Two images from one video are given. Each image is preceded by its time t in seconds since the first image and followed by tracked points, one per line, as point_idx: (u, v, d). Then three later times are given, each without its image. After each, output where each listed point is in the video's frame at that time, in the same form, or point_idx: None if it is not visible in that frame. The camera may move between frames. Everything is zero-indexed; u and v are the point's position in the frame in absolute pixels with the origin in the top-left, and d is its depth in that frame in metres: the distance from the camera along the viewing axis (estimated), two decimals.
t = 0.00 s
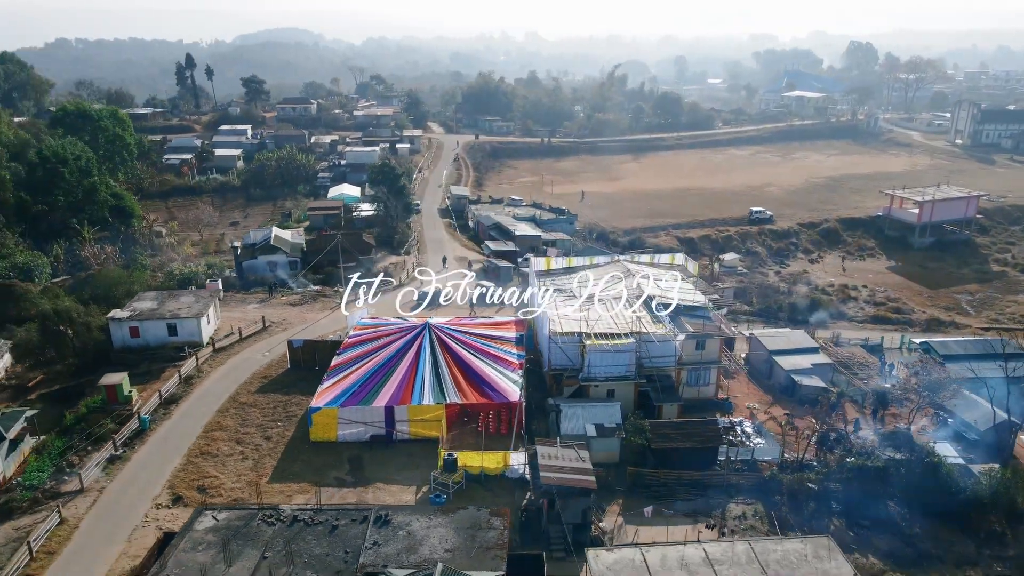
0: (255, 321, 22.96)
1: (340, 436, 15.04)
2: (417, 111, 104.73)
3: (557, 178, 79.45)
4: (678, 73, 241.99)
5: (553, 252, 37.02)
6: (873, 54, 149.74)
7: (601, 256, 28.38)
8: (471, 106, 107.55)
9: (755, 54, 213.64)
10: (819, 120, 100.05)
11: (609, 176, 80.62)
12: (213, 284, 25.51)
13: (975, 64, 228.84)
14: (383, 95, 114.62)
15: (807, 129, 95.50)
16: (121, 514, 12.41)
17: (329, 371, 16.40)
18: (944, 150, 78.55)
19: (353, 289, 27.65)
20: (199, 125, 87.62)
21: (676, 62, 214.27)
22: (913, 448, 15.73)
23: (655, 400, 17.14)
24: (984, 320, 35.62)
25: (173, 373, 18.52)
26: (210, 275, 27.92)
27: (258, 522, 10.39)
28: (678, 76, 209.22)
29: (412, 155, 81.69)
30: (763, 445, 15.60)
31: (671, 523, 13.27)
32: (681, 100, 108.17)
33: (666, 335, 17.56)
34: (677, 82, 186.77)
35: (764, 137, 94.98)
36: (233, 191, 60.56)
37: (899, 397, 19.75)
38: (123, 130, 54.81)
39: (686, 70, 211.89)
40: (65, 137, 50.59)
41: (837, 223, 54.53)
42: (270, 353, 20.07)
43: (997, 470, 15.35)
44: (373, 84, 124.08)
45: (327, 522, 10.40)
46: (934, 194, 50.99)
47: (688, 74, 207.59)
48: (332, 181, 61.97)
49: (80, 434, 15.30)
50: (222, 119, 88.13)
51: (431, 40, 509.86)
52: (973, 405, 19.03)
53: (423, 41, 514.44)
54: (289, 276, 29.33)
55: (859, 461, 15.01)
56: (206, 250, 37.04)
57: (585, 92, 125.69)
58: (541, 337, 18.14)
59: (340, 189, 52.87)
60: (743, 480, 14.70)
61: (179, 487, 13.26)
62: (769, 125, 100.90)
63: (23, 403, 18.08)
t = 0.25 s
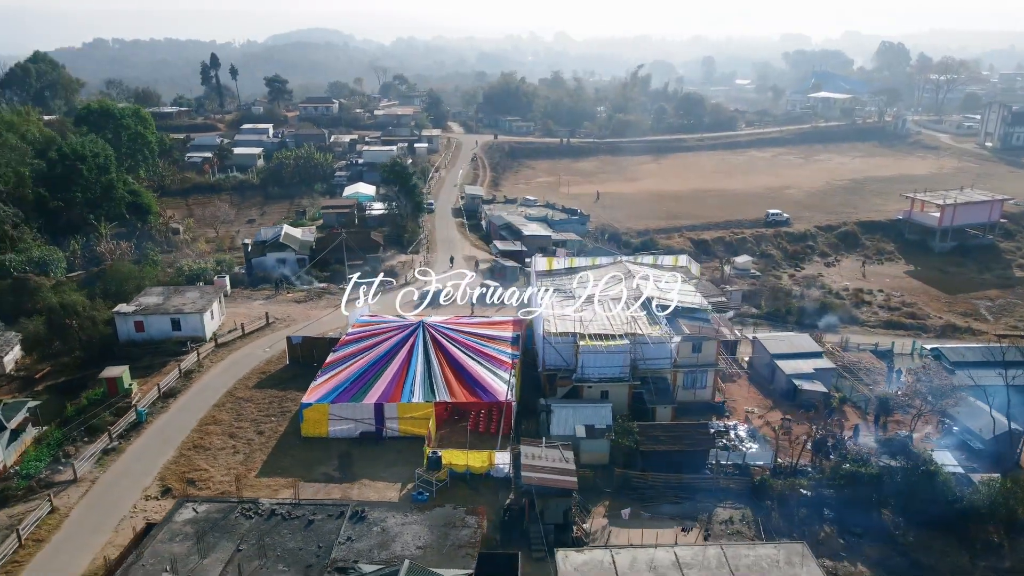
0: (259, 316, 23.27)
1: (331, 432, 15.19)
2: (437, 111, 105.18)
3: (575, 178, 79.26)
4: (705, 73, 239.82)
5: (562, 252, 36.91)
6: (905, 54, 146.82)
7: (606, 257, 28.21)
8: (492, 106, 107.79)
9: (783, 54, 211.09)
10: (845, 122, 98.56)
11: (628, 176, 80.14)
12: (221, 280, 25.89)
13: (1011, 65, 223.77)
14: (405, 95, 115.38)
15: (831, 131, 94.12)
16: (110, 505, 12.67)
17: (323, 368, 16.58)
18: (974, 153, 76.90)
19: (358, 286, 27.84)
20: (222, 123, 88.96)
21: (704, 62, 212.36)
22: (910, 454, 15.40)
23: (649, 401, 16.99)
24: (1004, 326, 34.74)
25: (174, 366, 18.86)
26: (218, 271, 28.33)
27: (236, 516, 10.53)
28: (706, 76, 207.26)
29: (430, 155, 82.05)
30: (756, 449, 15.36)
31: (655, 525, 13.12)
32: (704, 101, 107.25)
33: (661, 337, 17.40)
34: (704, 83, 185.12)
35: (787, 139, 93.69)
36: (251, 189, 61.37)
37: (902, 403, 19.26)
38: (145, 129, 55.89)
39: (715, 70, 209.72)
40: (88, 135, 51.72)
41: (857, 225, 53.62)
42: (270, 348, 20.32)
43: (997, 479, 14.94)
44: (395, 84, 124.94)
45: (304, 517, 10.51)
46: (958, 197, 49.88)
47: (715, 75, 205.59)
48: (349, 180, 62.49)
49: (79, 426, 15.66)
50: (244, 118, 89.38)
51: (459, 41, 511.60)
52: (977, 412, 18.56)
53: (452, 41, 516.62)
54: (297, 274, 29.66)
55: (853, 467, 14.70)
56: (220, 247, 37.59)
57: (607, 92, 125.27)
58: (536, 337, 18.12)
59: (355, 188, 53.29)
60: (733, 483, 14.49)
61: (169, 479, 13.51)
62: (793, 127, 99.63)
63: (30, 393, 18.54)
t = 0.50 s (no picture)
0: (265, 312, 23.61)
1: (321, 427, 15.36)
2: (460, 110, 105.60)
3: (595, 179, 78.90)
4: (736, 73, 237.13)
5: (574, 253, 36.77)
6: (942, 54, 143.40)
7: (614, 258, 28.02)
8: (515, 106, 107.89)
9: (817, 55, 207.68)
10: (876, 124, 96.58)
11: (649, 178, 79.57)
12: (230, 276, 26.31)
13: None
14: (429, 95, 116.09)
15: (860, 133, 92.31)
16: (99, 494, 12.99)
17: (317, 364, 16.76)
18: (1009, 157, 74.76)
19: (365, 284, 28.07)
20: (248, 122, 90.41)
21: (735, 63, 209.87)
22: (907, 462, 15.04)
23: (642, 403, 16.83)
24: None
25: (176, 359, 19.25)
26: (229, 267, 28.79)
27: (213, 507, 10.72)
28: (737, 77, 204.96)
29: (451, 154, 82.34)
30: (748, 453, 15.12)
31: (638, 529, 13.01)
32: (730, 102, 105.97)
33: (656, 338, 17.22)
34: (734, 83, 183.03)
35: (814, 140, 92.20)
36: (273, 187, 62.25)
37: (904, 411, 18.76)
38: (169, 127, 57.07)
39: (746, 70, 207.22)
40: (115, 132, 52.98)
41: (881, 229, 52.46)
42: (272, 343, 20.62)
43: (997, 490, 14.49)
44: (420, 84, 125.73)
45: (278, 510, 10.66)
46: (987, 201, 48.52)
47: (746, 75, 203.16)
48: (369, 178, 63.03)
49: (79, 416, 16.08)
50: (270, 117, 90.74)
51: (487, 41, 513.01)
52: (985, 420, 18.00)
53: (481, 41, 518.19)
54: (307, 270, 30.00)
55: (845, 474, 14.38)
56: (236, 243, 38.23)
57: (632, 93, 124.48)
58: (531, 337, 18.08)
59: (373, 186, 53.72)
60: (721, 488, 14.31)
61: (159, 470, 13.82)
62: (821, 129, 97.91)
63: (37, 383, 19.06)
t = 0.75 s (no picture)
0: (270, 308, 23.90)
1: (314, 422, 15.52)
2: (480, 110, 105.75)
3: (614, 180, 78.51)
4: (765, 74, 234.35)
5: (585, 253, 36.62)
6: (976, 55, 140.06)
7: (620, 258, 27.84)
8: (536, 107, 107.90)
9: (849, 56, 204.25)
10: (904, 125, 94.69)
11: (668, 179, 78.98)
12: (238, 272, 26.68)
13: None
14: (451, 94, 116.63)
15: (888, 135, 90.60)
16: (93, 483, 13.29)
17: (313, 360, 16.93)
18: None
19: (372, 282, 28.24)
20: (272, 121, 91.66)
21: (763, 64, 207.35)
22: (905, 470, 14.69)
23: (636, 405, 16.69)
24: None
25: (179, 354, 19.60)
26: (238, 264, 29.18)
27: (195, 498, 10.88)
28: (765, 78, 202.27)
29: (470, 154, 82.56)
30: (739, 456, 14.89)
31: (622, 531, 12.90)
32: (754, 102, 104.73)
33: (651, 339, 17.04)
34: (762, 84, 180.78)
35: (839, 142, 90.65)
36: (291, 185, 62.93)
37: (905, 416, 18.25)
38: (191, 126, 58.07)
39: (775, 71, 204.47)
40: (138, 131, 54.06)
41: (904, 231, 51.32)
42: (274, 339, 20.89)
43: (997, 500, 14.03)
44: (442, 84, 126.35)
45: (257, 503, 10.79)
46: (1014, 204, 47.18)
47: (775, 76, 200.42)
48: (386, 177, 63.45)
49: (80, 408, 16.46)
50: (292, 116, 91.87)
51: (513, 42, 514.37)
52: (993, 430, 17.48)
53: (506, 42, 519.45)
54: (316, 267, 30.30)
55: (838, 481, 14.01)
56: (250, 240, 38.79)
57: (655, 93, 123.70)
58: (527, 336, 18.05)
59: (389, 185, 54.07)
60: (709, 491, 14.12)
61: (152, 461, 14.08)
62: (847, 130, 96.29)
63: (46, 375, 19.54)
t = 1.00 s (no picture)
0: (274, 305, 24.21)
1: (304, 417, 15.71)
2: (503, 110, 105.88)
3: (634, 180, 77.97)
4: (798, 75, 230.68)
5: (595, 253, 36.38)
6: (1016, 55, 136.14)
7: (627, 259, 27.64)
8: (559, 107, 107.67)
9: (885, 57, 199.99)
10: (936, 128, 92.47)
11: (690, 180, 78.21)
12: (246, 268, 27.09)
13: None
14: (474, 95, 116.95)
15: (918, 137, 88.56)
16: (85, 472, 13.63)
17: (307, 356, 17.14)
18: None
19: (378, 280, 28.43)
20: (297, 120, 92.83)
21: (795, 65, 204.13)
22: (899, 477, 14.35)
23: (627, 407, 16.55)
24: None
25: (181, 347, 19.98)
26: (247, 260, 29.59)
27: (174, 489, 11.08)
28: (797, 79, 198.94)
29: (490, 154, 82.66)
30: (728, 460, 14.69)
31: (603, 532, 12.80)
32: (780, 103, 103.19)
33: (644, 341, 16.90)
34: (794, 85, 177.81)
35: (867, 145, 88.74)
36: (311, 183, 63.66)
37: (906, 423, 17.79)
38: (214, 124, 59.10)
39: (807, 72, 200.96)
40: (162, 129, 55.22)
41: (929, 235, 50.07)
42: (275, 334, 21.18)
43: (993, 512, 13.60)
44: (466, 85, 126.76)
45: (234, 495, 10.96)
46: None
47: (807, 77, 196.93)
48: (405, 176, 63.82)
49: (81, 399, 16.89)
50: (316, 114, 92.98)
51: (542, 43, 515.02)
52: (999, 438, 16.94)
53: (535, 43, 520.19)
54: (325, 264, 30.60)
55: (826, 487, 13.72)
56: (265, 237, 39.35)
57: (680, 94, 122.62)
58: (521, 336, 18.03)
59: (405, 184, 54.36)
60: (695, 494, 13.94)
61: (144, 452, 14.40)
62: (877, 132, 94.36)
63: (53, 366, 20.08)
